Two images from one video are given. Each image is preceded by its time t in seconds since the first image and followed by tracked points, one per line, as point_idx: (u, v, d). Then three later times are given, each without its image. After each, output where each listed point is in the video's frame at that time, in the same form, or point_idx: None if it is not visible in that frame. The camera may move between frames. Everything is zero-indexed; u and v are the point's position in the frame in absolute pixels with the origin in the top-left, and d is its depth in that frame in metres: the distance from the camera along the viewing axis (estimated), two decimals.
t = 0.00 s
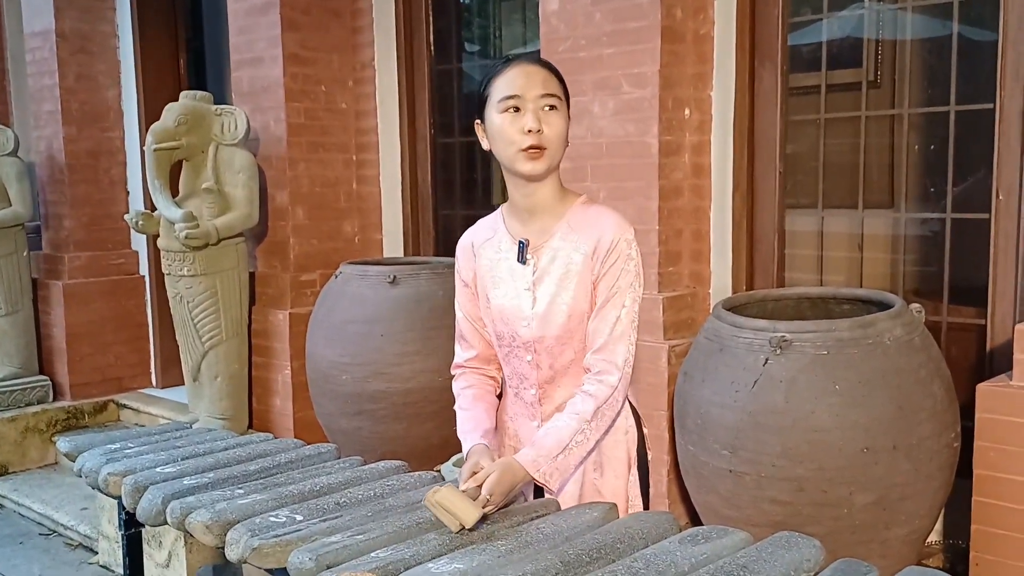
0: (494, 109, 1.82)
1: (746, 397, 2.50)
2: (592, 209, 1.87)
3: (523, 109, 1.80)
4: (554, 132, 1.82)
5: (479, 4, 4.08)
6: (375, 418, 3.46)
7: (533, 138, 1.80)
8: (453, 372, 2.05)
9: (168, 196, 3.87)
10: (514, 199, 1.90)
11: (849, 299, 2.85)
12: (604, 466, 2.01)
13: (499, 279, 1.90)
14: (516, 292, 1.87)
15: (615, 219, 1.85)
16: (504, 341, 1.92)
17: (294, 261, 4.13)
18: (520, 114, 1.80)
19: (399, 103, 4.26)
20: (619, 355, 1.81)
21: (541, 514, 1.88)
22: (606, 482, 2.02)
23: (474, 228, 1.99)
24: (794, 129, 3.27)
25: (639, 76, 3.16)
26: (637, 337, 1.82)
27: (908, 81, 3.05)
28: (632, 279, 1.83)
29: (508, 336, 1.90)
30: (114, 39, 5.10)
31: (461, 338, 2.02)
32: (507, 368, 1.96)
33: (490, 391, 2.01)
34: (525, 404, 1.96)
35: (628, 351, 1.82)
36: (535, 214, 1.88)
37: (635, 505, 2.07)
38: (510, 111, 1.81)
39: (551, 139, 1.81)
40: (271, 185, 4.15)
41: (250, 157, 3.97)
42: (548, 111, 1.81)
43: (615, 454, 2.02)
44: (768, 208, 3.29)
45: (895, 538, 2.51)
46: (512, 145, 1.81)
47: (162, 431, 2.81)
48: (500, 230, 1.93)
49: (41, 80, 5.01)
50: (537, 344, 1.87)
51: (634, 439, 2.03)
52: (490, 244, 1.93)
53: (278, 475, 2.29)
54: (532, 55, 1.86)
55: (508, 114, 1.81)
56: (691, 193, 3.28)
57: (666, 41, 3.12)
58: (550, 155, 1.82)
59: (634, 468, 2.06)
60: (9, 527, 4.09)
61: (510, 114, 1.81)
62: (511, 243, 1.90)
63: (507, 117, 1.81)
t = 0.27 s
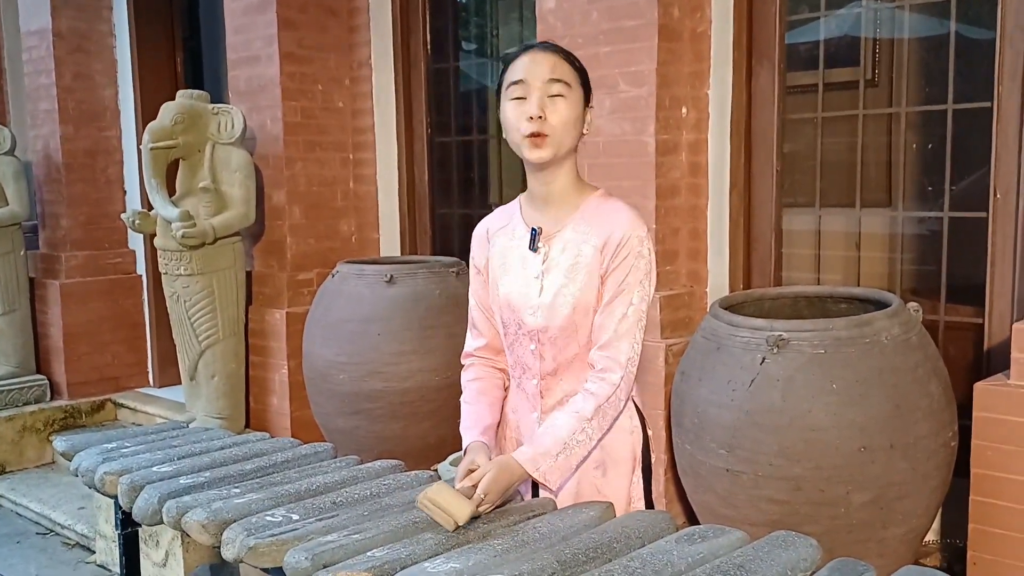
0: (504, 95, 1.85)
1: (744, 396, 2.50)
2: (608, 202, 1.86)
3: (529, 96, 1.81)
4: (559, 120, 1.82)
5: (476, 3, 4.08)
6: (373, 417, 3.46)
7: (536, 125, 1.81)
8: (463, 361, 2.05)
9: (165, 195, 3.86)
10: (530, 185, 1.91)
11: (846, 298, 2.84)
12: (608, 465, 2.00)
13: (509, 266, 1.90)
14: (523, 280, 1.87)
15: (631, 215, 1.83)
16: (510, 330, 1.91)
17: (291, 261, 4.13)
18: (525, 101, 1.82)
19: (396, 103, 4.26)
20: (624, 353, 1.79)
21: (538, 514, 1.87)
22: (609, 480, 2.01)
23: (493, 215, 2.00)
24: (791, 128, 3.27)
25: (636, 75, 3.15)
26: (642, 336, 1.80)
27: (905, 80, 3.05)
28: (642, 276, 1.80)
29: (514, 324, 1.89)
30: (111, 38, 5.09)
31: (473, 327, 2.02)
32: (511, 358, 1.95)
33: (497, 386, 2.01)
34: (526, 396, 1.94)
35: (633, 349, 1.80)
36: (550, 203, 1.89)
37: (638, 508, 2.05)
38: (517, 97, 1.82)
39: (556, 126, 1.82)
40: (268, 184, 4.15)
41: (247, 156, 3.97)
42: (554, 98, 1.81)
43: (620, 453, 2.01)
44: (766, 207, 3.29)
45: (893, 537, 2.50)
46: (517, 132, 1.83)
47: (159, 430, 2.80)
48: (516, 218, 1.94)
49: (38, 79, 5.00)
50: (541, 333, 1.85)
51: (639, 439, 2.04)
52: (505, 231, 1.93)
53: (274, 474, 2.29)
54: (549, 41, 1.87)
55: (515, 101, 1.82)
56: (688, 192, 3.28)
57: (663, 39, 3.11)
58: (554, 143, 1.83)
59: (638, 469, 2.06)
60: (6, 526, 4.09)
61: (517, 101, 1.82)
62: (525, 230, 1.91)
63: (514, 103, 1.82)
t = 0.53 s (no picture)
0: (518, 89, 1.86)
1: (743, 393, 2.49)
2: (620, 200, 1.85)
3: (538, 90, 1.82)
4: (567, 114, 1.81)
5: None
6: (371, 412, 3.45)
7: (542, 119, 1.81)
8: (467, 353, 2.04)
9: (165, 189, 3.86)
10: (543, 178, 1.91)
11: (847, 296, 2.83)
12: (599, 470, 2.00)
13: (517, 257, 1.91)
14: (530, 272, 1.88)
15: (641, 214, 1.82)
16: (513, 321, 1.92)
17: (291, 255, 4.13)
18: (534, 95, 1.82)
19: (396, 98, 4.25)
20: (628, 352, 1.77)
21: (534, 509, 1.86)
22: (600, 484, 2.01)
23: (508, 208, 2.02)
24: (792, 125, 3.26)
25: (636, 71, 3.14)
26: (650, 337, 1.77)
27: (907, 77, 3.03)
28: (650, 276, 1.78)
29: (517, 315, 1.90)
30: (112, 32, 5.09)
31: (480, 319, 2.03)
32: (513, 350, 1.96)
33: (498, 380, 2.01)
34: (524, 389, 1.95)
35: (641, 351, 1.77)
36: (561, 197, 1.89)
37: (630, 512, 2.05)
38: (527, 91, 1.84)
39: (563, 121, 1.81)
40: (268, 179, 4.14)
41: (247, 150, 3.96)
42: (562, 93, 1.81)
43: (615, 457, 2.00)
44: (766, 204, 3.28)
45: (891, 536, 2.50)
46: (526, 125, 1.84)
47: (157, 423, 2.80)
48: (529, 212, 1.96)
49: (40, 72, 5.01)
50: (543, 326, 1.86)
51: (635, 442, 2.02)
52: (517, 223, 1.95)
53: (272, 468, 2.29)
54: (568, 35, 1.86)
55: (526, 95, 1.84)
56: (688, 188, 3.27)
57: (663, 35, 3.11)
58: (562, 137, 1.82)
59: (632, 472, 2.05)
60: (6, 519, 4.09)
61: (526, 95, 1.84)
62: (536, 222, 1.92)
63: (524, 96, 1.84)
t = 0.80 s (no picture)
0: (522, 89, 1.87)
1: (741, 392, 2.49)
2: (623, 198, 1.84)
3: (540, 88, 1.83)
4: (570, 111, 1.81)
5: None
6: (370, 412, 3.45)
7: (546, 116, 1.81)
8: (471, 353, 2.05)
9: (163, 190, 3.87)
10: (547, 178, 1.91)
11: (844, 294, 2.83)
12: (600, 471, 1.99)
13: (519, 256, 1.92)
14: (533, 270, 1.88)
15: (644, 212, 1.81)
16: (515, 320, 1.92)
17: (289, 256, 4.13)
18: (537, 93, 1.83)
19: (394, 98, 4.25)
20: (630, 352, 1.76)
21: (531, 509, 1.86)
22: (602, 486, 2.00)
23: (511, 207, 2.02)
24: (789, 123, 3.26)
25: (633, 70, 3.14)
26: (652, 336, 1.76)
27: (904, 75, 3.03)
28: (653, 275, 1.77)
29: (519, 313, 1.90)
30: (110, 34, 5.09)
31: (482, 318, 2.03)
32: (515, 349, 1.96)
33: (502, 378, 2.01)
34: (525, 388, 1.94)
35: (643, 351, 1.77)
36: (565, 195, 1.89)
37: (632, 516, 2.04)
38: (530, 90, 1.84)
39: (567, 118, 1.81)
40: (266, 180, 4.15)
41: (244, 152, 3.97)
42: (565, 90, 1.81)
43: (615, 458, 2.00)
44: (764, 202, 3.28)
45: (890, 534, 2.50)
46: (530, 124, 1.84)
47: (155, 425, 2.80)
48: (531, 210, 1.96)
49: (37, 75, 5.01)
50: (545, 325, 1.85)
51: (637, 444, 2.02)
52: (520, 222, 1.95)
53: (270, 469, 2.28)
54: (569, 34, 1.87)
55: (529, 94, 1.84)
56: (686, 187, 3.27)
57: (660, 34, 3.11)
58: (565, 134, 1.82)
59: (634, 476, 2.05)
60: (5, 522, 4.09)
61: (530, 93, 1.84)
62: (539, 220, 1.92)
63: (528, 96, 1.84)
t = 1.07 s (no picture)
0: (532, 91, 1.82)
1: (740, 392, 2.49)
2: (634, 200, 1.85)
3: (559, 90, 1.79)
4: (592, 112, 1.80)
5: None
6: (369, 413, 3.45)
7: (570, 118, 1.79)
8: (470, 356, 2.04)
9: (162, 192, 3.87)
10: (554, 180, 1.89)
11: (844, 293, 2.83)
12: (619, 474, 1.98)
13: (526, 259, 1.89)
14: (543, 273, 1.85)
15: (658, 214, 1.82)
16: (524, 323, 1.89)
17: (288, 257, 4.13)
18: (556, 95, 1.79)
19: (393, 99, 4.25)
20: (653, 354, 1.76)
21: (530, 510, 1.86)
22: (619, 489, 1.99)
23: (509, 211, 1.99)
24: (788, 123, 3.26)
25: (632, 69, 3.14)
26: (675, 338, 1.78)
27: (904, 74, 3.03)
28: (671, 277, 1.79)
29: (529, 317, 1.88)
30: (109, 35, 5.09)
31: (482, 322, 2.01)
32: (522, 354, 1.94)
33: (501, 381, 2.01)
34: (536, 394, 1.92)
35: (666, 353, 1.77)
36: (575, 198, 1.87)
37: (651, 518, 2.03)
38: (547, 92, 1.80)
39: (589, 118, 1.80)
40: (265, 180, 4.15)
41: (243, 153, 3.97)
42: (585, 91, 1.79)
43: (633, 461, 2.00)
44: (763, 202, 3.28)
45: (890, 533, 2.49)
46: (549, 126, 1.81)
47: (154, 426, 2.80)
48: (535, 213, 1.93)
49: (36, 76, 5.01)
50: (559, 328, 1.84)
51: (654, 446, 2.01)
52: (525, 224, 1.92)
53: (269, 470, 2.28)
54: (573, 35, 1.85)
55: (546, 96, 1.80)
56: (685, 187, 3.26)
57: (658, 34, 3.11)
58: (588, 135, 1.81)
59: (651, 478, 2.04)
60: (5, 523, 4.09)
61: (548, 95, 1.80)
62: (546, 222, 1.90)
63: (543, 99, 1.80)
